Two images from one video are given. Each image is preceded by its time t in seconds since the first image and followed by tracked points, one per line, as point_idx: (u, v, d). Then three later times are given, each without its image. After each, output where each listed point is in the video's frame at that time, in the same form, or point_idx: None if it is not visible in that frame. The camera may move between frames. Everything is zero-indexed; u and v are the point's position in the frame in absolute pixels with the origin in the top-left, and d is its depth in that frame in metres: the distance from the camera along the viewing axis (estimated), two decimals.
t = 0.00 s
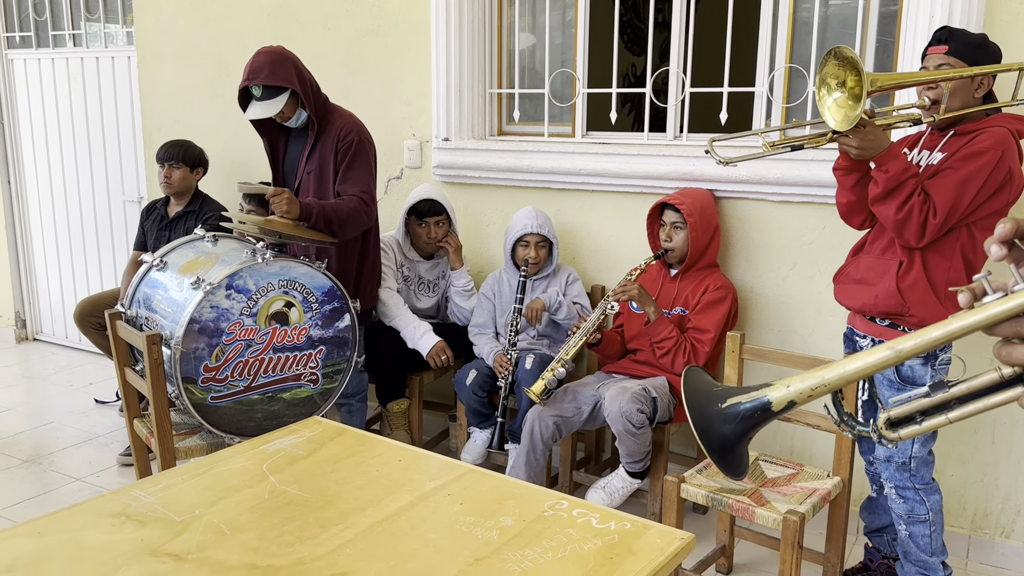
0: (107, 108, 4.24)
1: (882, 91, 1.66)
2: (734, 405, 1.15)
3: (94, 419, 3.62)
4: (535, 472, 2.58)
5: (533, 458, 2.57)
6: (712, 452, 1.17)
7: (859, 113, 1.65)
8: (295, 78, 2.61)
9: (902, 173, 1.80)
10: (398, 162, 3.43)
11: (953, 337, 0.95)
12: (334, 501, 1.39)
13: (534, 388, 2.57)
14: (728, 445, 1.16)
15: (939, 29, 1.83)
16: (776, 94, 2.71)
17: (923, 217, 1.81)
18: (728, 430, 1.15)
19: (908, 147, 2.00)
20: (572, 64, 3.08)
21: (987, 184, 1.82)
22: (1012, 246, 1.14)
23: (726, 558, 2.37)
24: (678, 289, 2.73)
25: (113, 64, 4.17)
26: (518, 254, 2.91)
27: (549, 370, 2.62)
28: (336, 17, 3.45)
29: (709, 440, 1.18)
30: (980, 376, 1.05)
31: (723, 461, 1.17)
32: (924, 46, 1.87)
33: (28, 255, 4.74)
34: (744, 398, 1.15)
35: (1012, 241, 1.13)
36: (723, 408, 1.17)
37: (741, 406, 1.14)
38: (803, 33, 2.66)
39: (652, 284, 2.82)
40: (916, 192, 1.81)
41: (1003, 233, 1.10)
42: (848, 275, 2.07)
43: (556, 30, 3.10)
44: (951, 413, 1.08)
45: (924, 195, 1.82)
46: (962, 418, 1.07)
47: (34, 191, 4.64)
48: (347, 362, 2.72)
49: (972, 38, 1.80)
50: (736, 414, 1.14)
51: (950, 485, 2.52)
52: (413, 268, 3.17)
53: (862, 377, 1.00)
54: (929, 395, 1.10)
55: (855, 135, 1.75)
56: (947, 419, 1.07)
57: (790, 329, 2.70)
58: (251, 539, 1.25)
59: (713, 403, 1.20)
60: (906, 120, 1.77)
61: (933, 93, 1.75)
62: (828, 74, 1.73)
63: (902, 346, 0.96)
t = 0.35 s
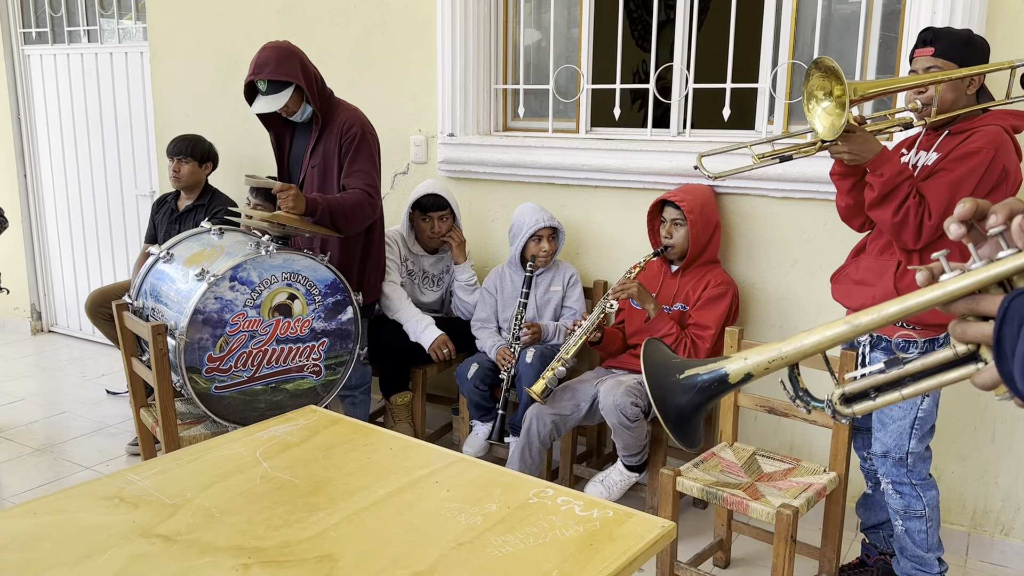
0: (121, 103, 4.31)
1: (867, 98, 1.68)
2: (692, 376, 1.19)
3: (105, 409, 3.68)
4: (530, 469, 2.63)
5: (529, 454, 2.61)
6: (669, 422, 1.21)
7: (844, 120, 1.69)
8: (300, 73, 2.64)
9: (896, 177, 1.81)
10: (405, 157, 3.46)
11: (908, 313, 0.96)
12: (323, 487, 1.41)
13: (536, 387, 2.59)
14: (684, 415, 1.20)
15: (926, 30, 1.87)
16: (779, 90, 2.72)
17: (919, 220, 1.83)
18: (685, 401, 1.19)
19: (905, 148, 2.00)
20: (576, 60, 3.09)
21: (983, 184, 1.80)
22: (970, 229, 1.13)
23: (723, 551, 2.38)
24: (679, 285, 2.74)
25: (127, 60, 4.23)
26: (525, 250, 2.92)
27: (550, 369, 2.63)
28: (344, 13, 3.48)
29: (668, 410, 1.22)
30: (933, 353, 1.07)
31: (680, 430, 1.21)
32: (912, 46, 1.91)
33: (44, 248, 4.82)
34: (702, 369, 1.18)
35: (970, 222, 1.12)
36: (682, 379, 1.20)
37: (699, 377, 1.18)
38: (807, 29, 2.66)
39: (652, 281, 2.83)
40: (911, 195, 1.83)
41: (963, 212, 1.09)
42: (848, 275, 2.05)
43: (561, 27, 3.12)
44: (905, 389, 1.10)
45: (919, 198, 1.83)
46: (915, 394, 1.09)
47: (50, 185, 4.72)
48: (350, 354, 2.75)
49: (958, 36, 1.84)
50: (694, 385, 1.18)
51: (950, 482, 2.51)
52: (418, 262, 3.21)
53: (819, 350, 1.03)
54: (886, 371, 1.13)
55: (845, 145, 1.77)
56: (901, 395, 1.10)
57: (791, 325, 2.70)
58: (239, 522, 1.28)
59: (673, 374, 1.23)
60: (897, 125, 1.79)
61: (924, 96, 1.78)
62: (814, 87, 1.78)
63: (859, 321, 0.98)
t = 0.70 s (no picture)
0: (126, 104, 4.35)
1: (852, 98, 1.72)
2: (657, 373, 1.23)
3: (110, 408, 3.72)
4: (528, 468, 2.65)
5: (526, 454, 2.63)
6: (635, 416, 1.27)
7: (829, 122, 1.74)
8: (297, 75, 2.67)
9: (886, 176, 1.83)
10: (406, 158, 3.49)
11: (867, 310, 0.97)
12: (319, 484, 1.44)
13: (534, 387, 2.60)
14: (650, 409, 1.26)
15: (916, 32, 1.91)
16: (777, 91, 2.72)
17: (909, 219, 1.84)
18: (651, 396, 1.24)
19: (899, 149, 2.02)
20: (576, 61, 3.11)
21: (971, 183, 1.81)
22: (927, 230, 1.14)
23: (721, 550, 2.39)
24: (677, 285, 2.75)
25: (132, 61, 4.27)
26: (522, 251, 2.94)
27: (548, 368, 2.64)
28: (346, 15, 3.51)
29: (635, 404, 1.27)
30: (890, 351, 1.09)
31: (646, 423, 1.27)
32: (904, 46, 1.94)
33: (50, 248, 4.87)
34: (668, 366, 1.22)
35: (930, 223, 1.13)
36: (649, 374, 1.25)
37: (664, 373, 1.21)
38: (805, 30, 2.67)
39: (651, 282, 2.85)
40: (900, 194, 1.84)
41: (920, 212, 1.11)
42: (843, 276, 2.07)
43: (561, 28, 3.13)
44: (865, 386, 1.13)
45: (909, 198, 1.85)
46: (874, 391, 1.11)
47: (56, 185, 4.76)
48: (351, 353, 2.77)
49: (948, 36, 1.86)
50: (660, 381, 1.22)
51: (947, 482, 2.52)
52: (419, 262, 3.23)
53: (781, 347, 1.04)
54: (845, 369, 1.16)
55: (833, 146, 1.82)
56: (860, 391, 1.13)
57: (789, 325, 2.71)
58: (235, 518, 1.30)
59: (642, 369, 1.27)
60: (888, 124, 1.81)
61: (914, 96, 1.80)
62: (802, 87, 1.80)
63: (820, 319, 1.00)
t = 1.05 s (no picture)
0: (126, 110, 4.38)
1: (845, 116, 1.76)
2: (647, 370, 1.27)
3: (113, 412, 3.75)
4: (529, 467, 2.70)
5: (528, 453, 2.68)
6: (624, 413, 1.28)
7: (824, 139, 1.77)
8: (301, 80, 2.71)
9: (881, 181, 1.88)
10: (405, 162, 3.53)
11: (845, 311, 1.02)
12: (330, 483, 1.49)
13: (533, 389, 2.64)
14: (638, 407, 1.27)
15: (892, 42, 1.96)
16: (769, 95, 2.77)
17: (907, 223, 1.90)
18: (640, 393, 1.27)
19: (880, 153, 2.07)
20: (572, 67, 3.16)
21: (961, 186, 1.88)
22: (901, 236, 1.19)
23: (718, 546, 2.45)
24: (674, 286, 2.80)
25: (132, 68, 4.31)
26: (519, 253, 2.99)
27: (546, 370, 2.70)
28: (344, 22, 3.56)
29: (623, 402, 1.29)
30: (866, 349, 1.14)
31: (634, 421, 1.29)
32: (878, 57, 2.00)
33: (50, 254, 4.90)
34: (656, 364, 1.26)
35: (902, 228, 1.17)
36: (638, 372, 1.28)
37: (654, 370, 1.25)
38: (796, 36, 2.72)
39: (648, 284, 2.91)
40: (895, 199, 1.90)
41: (894, 218, 1.15)
42: (836, 278, 2.12)
43: (557, 34, 3.18)
44: (842, 382, 1.18)
45: (904, 202, 1.91)
46: (851, 387, 1.16)
47: (56, 191, 4.80)
48: (354, 356, 2.82)
49: (923, 45, 1.92)
50: (648, 379, 1.26)
51: (938, 477, 2.58)
52: (419, 266, 3.28)
53: (763, 345, 1.09)
54: (824, 366, 1.22)
55: (828, 159, 1.87)
56: (838, 388, 1.18)
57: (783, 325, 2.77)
58: (250, 517, 1.35)
59: (629, 368, 1.31)
60: (877, 135, 1.85)
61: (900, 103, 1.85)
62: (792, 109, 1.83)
63: (799, 319, 1.04)
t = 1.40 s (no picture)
0: (110, 118, 4.38)
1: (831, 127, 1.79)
2: (615, 358, 1.39)
3: (101, 419, 3.76)
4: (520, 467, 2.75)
5: (518, 453, 2.73)
6: (595, 398, 1.42)
7: (818, 148, 1.76)
8: (291, 82, 2.75)
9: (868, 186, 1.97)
10: (392, 167, 3.57)
11: (802, 307, 1.08)
12: (329, 485, 1.53)
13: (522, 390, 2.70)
14: (609, 391, 1.41)
15: (861, 50, 2.04)
16: (748, 101, 2.84)
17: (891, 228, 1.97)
18: (608, 379, 1.40)
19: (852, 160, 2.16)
20: (556, 73, 3.22)
21: (937, 188, 1.96)
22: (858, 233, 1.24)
23: (705, 541, 2.51)
24: (659, 286, 2.87)
25: (115, 75, 4.31)
26: (506, 259, 3.04)
27: (535, 371, 2.75)
28: (330, 29, 3.59)
29: (595, 388, 1.43)
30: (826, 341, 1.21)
31: (605, 405, 1.42)
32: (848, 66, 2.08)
33: (34, 261, 4.88)
34: (625, 352, 1.37)
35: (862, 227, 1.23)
36: (607, 360, 1.41)
37: (621, 359, 1.37)
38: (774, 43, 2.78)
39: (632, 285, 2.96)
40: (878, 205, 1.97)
41: (853, 219, 1.20)
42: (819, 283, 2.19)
43: (540, 41, 3.23)
44: (801, 372, 1.25)
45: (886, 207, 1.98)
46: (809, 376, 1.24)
47: (39, 198, 4.78)
48: (345, 360, 2.86)
49: (890, 52, 2.00)
50: (617, 366, 1.38)
51: (916, 470, 2.66)
52: (407, 270, 3.32)
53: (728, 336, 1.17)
54: (784, 357, 1.28)
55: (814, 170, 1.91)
56: (797, 377, 1.25)
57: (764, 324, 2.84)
58: (254, 519, 1.39)
59: (601, 355, 1.43)
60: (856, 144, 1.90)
61: (873, 111, 1.89)
62: (778, 124, 1.84)
63: (760, 313, 1.11)
